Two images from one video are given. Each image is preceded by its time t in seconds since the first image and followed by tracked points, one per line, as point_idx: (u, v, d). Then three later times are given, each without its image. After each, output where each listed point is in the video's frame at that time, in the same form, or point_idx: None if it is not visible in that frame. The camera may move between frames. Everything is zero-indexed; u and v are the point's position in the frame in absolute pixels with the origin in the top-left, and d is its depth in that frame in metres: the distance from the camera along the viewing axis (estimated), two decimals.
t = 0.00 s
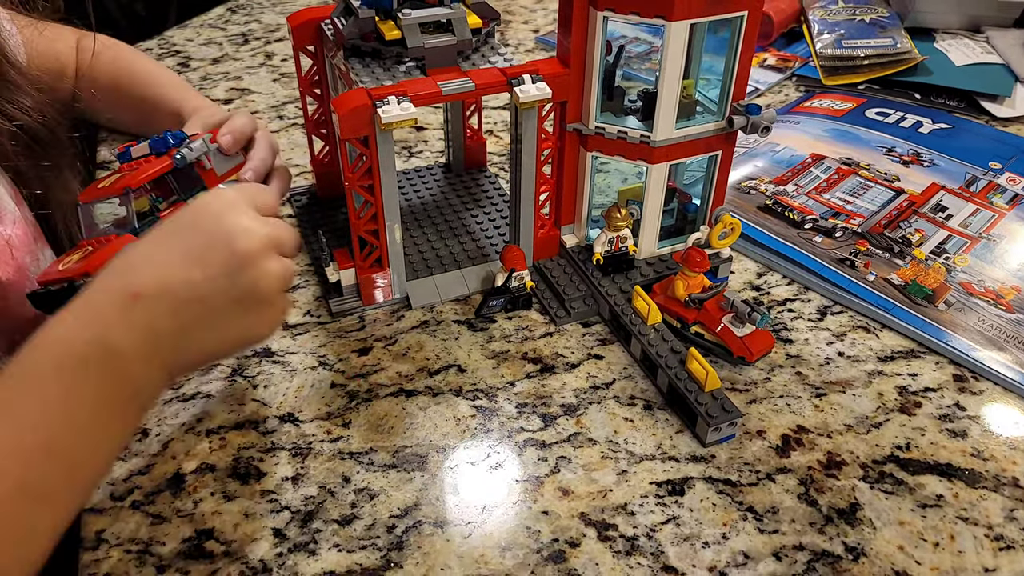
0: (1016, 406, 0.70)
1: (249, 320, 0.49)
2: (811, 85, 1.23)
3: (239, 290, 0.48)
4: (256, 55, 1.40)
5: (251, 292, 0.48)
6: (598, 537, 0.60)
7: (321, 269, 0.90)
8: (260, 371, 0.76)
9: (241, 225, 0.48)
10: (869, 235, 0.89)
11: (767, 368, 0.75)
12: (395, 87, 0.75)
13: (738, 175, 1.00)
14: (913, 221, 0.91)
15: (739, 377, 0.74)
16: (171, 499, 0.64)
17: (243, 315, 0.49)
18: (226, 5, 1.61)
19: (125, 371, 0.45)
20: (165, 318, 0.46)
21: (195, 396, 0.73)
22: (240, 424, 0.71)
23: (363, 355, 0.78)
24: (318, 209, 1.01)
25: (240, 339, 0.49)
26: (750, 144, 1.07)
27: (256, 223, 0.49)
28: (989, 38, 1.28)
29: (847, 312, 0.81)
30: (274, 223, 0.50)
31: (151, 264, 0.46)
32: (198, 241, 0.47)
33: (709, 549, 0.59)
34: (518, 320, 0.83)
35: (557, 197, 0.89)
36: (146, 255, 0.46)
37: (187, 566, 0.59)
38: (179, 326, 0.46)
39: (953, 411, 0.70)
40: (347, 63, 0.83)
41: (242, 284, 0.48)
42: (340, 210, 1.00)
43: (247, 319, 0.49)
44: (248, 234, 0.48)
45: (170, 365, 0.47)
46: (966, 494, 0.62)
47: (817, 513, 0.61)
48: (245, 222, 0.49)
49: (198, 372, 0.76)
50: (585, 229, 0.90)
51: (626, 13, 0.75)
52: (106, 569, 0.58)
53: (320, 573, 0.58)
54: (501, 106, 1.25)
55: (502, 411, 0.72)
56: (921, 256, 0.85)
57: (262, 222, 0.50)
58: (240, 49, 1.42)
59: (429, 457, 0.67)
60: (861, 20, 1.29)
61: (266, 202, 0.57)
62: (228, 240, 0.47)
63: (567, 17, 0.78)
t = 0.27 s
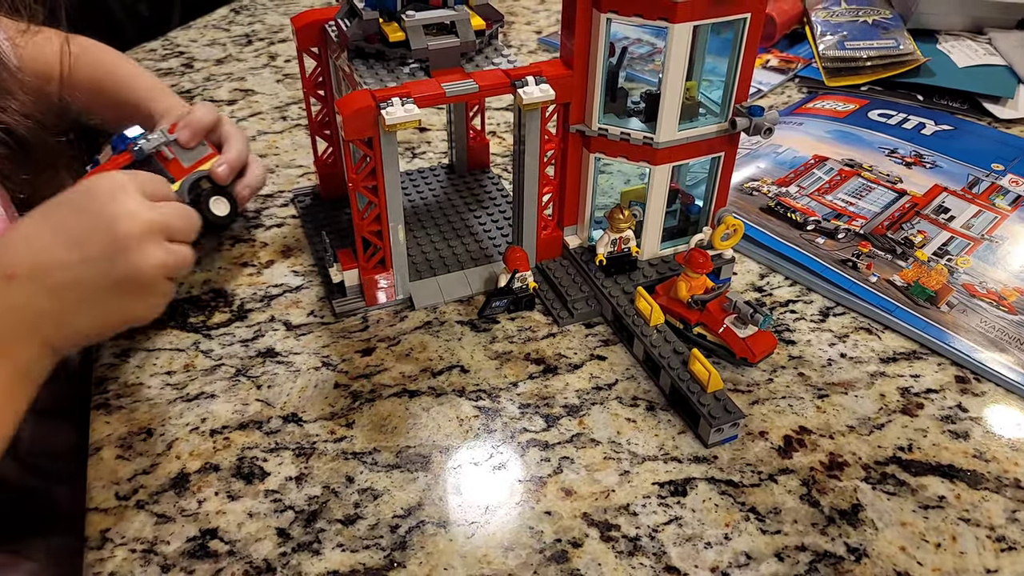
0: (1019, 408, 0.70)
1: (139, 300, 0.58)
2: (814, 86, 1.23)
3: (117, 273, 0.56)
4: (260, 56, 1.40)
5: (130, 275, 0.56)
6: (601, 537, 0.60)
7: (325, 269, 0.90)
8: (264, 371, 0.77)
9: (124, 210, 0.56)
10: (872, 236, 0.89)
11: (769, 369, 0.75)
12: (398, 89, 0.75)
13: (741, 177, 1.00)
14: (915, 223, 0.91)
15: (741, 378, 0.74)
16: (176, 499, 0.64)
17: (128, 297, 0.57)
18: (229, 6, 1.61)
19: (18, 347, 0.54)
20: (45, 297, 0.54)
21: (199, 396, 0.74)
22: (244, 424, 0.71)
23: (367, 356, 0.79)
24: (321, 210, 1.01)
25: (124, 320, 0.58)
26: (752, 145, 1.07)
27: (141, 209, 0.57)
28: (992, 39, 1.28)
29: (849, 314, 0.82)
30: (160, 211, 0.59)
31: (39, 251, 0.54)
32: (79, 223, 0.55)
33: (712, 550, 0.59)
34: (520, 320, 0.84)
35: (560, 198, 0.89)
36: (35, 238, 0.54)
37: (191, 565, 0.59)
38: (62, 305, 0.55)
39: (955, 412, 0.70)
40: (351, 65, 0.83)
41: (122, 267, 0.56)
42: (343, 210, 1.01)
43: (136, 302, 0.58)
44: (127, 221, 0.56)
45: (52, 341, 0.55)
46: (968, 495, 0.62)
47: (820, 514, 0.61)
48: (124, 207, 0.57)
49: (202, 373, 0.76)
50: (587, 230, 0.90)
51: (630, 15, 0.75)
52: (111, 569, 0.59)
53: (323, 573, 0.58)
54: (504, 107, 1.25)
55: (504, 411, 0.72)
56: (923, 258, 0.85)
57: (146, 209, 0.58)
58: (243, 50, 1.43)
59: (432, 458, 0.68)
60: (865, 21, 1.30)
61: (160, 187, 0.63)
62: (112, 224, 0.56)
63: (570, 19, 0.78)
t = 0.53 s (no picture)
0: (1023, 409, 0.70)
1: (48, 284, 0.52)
2: (817, 87, 1.23)
3: (27, 252, 0.50)
4: (263, 56, 1.40)
5: (42, 256, 0.51)
6: (604, 538, 0.60)
7: (329, 269, 0.90)
8: (267, 371, 0.77)
9: (44, 186, 0.51)
10: (876, 237, 0.89)
11: (772, 370, 0.75)
12: (402, 89, 0.75)
13: (744, 177, 1.00)
14: (919, 224, 0.91)
15: (745, 379, 0.74)
16: (179, 498, 0.64)
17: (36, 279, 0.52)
18: (233, 6, 1.61)
19: None
20: None
21: (203, 395, 0.74)
22: (247, 423, 0.71)
23: (370, 356, 0.79)
24: (325, 210, 1.01)
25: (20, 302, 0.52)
26: (756, 145, 1.07)
27: (65, 189, 0.53)
28: (996, 40, 1.28)
29: (853, 315, 0.81)
30: (83, 192, 0.54)
31: None
32: None
33: (715, 550, 0.59)
34: (524, 321, 0.84)
35: (564, 198, 0.89)
36: None
37: (194, 564, 0.59)
38: None
39: (959, 413, 0.70)
40: (355, 64, 0.83)
41: (31, 246, 0.50)
42: (346, 210, 1.01)
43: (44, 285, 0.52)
44: (46, 198, 0.51)
45: None
46: (972, 496, 0.62)
47: (823, 515, 0.61)
48: (45, 183, 0.52)
49: (205, 372, 0.76)
50: (591, 230, 0.90)
51: (634, 15, 0.75)
52: (114, 568, 0.59)
53: (327, 572, 0.58)
54: (507, 107, 1.25)
55: (508, 411, 0.72)
56: (928, 259, 0.85)
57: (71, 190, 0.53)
58: (246, 50, 1.43)
59: (435, 458, 0.68)
60: (869, 21, 1.30)
61: (90, 171, 0.58)
62: (29, 197, 0.50)
63: (575, 19, 0.78)
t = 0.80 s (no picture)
0: None
1: None
2: (819, 87, 1.23)
3: None
4: (265, 56, 1.41)
5: None
6: (605, 537, 0.60)
7: (330, 268, 0.90)
8: (268, 370, 0.77)
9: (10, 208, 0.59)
10: (877, 237, 0.89)
11: (773, 370, 0.75)
12: (403, 89, 0.76)
13: (746, 177, 1.00)
14: (921, 224, 0.91)
15: (746, 379, 0.74)
16: (180, 497, 0.64)
17: None
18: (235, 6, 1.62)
19: None
20: None
21: (204, 394, 0.74)
22: (248, 422, 0.71)
23: (370, 355, 0.79)
24: (326, 210, 1.01)
25: None
26: (758, 146, 1.07)
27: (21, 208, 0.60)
28: (998, 40, 1.28)
29: (854, 315, 0.81)
30: (26, 207, 0.60)
31: None
32: None
33: (716, 550, 0.59)
34: (524, 320, 0.84)
35: (565, 198, 0.89)
36: None
37: (195, 563, 0.59)
38: None
39: (961, 413, 0.70)
40: (356, 64, 0.83)
41: None
42: (348, 210, 1.01)
43: None
44: (34, 218, 0.61)
45: None
46: (973, 496, 0.62)
47: (824, 515, 0.61)
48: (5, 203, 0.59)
49: (205, 371, 0.77)
50: (592, 230, 0.90)
51: (635, 15, 0.75)
52: (115, 567, 0.59)
53: (327, 571, 0.58)
54: (509, 107, 1.25)
55: (508, 411, 0.72)
56: (929, 259, 0.85)
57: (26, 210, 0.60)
58: (248, 50, 1.43)
59: (435, 457, 0.68)
60: (870, 22, 1.29)
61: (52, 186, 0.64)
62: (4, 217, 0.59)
63: (576, 20, 0.78)
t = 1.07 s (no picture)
0: None
1: None
2: (820, 88, 1.23)
3: None
4: (266, 57, 1.41)
5: None
6: (604, 538, 0.60)
7: (330, 269, 0.90)
8: (269, 370, 0.77)
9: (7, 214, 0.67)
10: (877, 239, 0.89)
11: (772, 371, 0.75)
12: (403, 89, 0.76)
13: (746, 178, 1.00)
14: (921, 225, 0.91)
15: (745, 380, 0.74)
16: (180, 496, 0.64)
17: None
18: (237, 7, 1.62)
19: None
20: None
21: (204, 394, 0.74)
22: (248, 422, 0.71)
23: (370, 356, 0.79)
24: (327, 210, 1.01)
25: None
26: (758, 147, 1.07)
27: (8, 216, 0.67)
28: (999, 42, 1.28)
29: (854, 316, 0.81)
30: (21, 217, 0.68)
31: None
32: None
33: (714, 550, 0.59)
34: (525, 321, 0.84)
35: (565, 199, 0.89)
36: None
37: (195, 563, 0.59)
38: None
39: (960, 415, 0.70)
40: (356, 65, 0.83)
41: None
42: (348, 211, 1.01)
43: None
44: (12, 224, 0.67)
45: None
46: (972, 497, 0.62)
47: (822, 515, 0.61)
48: None
49: (205, 371, 0.77)
50: (592, 231, 0.91)
51: (635, 17, 0.75)
52: (115, 566, 0.59)
53: (326, 571, 0.58)
54: (510, 108, 1.26)
55: (508, 411, 0.72)
56: (929, 260, 0.85)
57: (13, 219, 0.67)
58: (250, 50, 1.43)
59: (435, 457, 0.68)
60: (871, 23, 1.30)
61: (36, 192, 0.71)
62: None
63: (576, 21, 0.78)
